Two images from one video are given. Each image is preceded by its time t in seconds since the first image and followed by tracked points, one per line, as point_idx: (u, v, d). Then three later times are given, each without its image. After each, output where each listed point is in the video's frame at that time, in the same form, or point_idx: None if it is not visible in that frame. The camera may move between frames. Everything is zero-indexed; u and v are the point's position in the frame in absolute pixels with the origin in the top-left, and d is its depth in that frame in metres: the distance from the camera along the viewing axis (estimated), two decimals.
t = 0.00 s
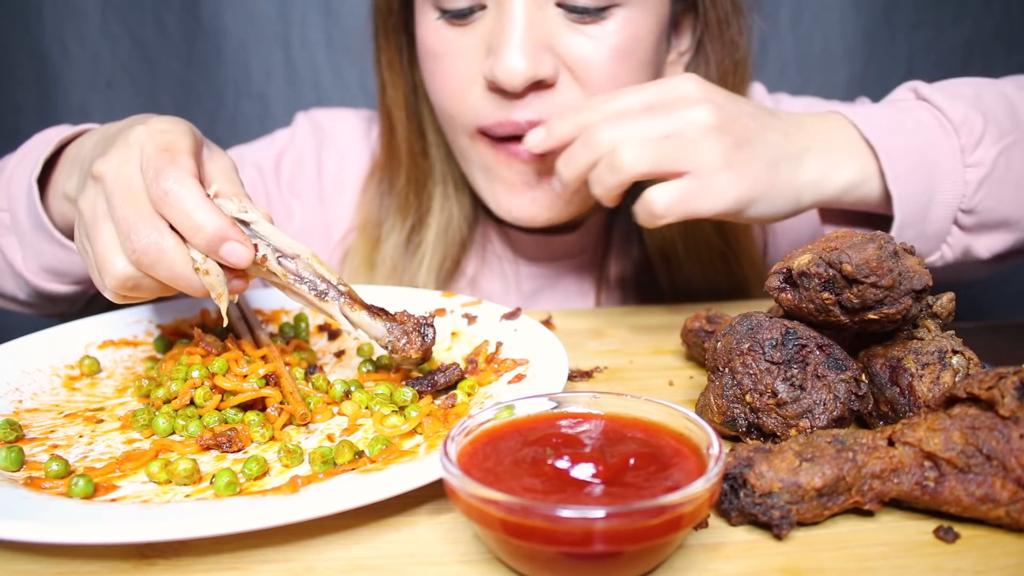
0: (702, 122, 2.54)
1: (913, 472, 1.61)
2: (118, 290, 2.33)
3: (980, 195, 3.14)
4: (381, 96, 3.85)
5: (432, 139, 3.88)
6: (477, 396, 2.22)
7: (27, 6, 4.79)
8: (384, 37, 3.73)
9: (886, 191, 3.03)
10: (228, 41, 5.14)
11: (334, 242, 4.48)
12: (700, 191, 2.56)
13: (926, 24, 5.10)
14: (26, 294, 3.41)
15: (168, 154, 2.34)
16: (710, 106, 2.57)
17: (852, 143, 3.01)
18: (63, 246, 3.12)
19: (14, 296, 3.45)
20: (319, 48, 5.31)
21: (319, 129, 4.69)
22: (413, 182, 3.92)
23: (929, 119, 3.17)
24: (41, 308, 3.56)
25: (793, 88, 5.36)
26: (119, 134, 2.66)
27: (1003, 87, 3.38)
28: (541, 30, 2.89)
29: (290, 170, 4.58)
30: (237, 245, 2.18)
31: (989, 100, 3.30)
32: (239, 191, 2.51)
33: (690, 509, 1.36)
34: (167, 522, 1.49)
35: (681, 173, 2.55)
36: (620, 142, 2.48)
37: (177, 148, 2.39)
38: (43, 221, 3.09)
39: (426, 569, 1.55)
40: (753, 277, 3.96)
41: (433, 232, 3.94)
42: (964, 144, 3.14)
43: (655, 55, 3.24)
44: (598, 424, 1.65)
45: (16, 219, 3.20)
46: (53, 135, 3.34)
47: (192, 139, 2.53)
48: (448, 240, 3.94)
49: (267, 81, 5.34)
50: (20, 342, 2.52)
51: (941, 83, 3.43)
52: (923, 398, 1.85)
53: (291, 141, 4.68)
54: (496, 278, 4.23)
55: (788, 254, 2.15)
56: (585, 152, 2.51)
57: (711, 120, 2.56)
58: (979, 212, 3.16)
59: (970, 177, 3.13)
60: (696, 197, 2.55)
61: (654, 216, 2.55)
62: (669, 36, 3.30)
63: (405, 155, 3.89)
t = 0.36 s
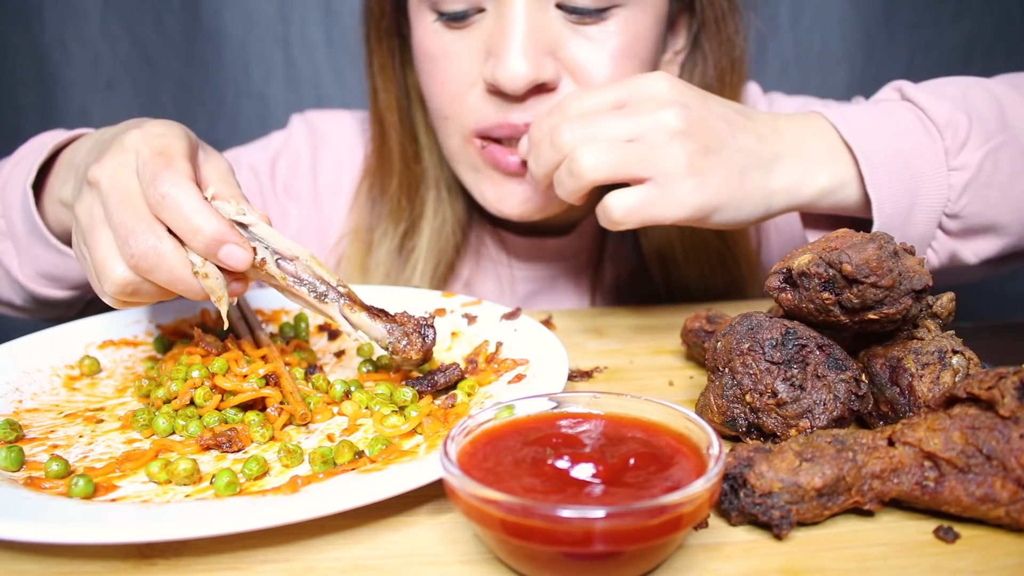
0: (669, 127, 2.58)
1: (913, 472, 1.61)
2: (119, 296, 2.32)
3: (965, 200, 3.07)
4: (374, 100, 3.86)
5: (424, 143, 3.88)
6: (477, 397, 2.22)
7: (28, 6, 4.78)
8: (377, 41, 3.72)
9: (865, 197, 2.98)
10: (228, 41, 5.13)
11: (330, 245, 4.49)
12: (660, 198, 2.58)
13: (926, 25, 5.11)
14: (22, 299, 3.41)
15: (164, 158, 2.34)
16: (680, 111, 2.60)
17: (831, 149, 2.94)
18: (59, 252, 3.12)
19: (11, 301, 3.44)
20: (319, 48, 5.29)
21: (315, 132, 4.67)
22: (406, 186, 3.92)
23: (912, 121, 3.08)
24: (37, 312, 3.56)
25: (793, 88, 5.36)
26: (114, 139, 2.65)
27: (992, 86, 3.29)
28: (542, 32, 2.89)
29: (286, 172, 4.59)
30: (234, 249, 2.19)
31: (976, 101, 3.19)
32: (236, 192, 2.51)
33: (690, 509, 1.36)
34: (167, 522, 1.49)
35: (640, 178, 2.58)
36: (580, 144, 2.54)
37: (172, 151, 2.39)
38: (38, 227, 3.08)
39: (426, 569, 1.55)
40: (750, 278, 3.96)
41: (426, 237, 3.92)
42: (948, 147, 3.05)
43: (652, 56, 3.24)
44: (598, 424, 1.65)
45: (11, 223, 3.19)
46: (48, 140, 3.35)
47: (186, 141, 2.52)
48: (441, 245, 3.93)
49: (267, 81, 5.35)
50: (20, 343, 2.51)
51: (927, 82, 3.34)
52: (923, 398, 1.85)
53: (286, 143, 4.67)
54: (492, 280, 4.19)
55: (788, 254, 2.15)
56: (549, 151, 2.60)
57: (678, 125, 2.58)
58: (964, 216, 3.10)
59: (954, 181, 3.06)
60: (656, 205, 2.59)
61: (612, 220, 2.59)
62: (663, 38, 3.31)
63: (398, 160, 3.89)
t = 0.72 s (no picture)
0: (662, 105, 2.58)
1: (913, 472, 1.61)
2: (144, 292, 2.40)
3: (954, 185, 3.04)
4: (375, 98, 3.89)
5: (424, 141, 3.88)
6: (477, 397, 2.22)
7: (28, 6, 4.81)
8: (379, 38, 3.74)
9: (853, 180, 2.95)
10: (228, 41, 5.13)
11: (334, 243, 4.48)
12: (660, 178, 2.57)
13: (927, 25, 5.12)
14: (32, 296, 3.40)
15: (181, 151, 2.37)
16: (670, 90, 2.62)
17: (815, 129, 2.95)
18: (73, 250, 3.13)
19: (20, 298, 3.42)
20: (319, 48, 5.30)
21: (317, 130, 4.69)
22: (407, 183, 3.92)
23: (900, 108, 3.08)
24: (45, 309, 3.56)
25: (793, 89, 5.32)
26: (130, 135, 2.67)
27: (981, 77, 3.29)
28: (540, 31, 2.90)
29: (290, 167, 4.60)
30: (255, 237, 2.17)
31: (964, 88, 3.21)
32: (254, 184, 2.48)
33: (690, 509, 1.36)
34: (167, 522, 1.49)
35: (639, 160, 2.56)
36: (578, 132, 2.51)
37: (189, 143, 2.42)
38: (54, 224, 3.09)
39: (426, 569, 1.55)
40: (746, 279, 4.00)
41: (427, 234, 3.92)
42: (936, 132, 3.05)
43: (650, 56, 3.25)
44: (598, 424, 1.65)
45: (27, 221, 3.19)
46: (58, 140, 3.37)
47: (203, 134, 2.55)
48: (442, 241, 3.93)
49: (267, 80, 5.34)
50: (19, 343, 2.51)
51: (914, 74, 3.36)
52: (923, 398, 1.85)
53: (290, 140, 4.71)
54: (492, 277, 4.19)
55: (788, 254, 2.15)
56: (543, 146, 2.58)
57: (671, 101, 2.60)
58: (955, 203, 3.05)
59: (942, 165, 3.04)
60: (657, 184, 2.57)
61: (617, 203, 2.57)
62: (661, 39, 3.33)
63: (399, 156, 3.89)
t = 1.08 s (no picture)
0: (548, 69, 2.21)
1: (913, 472, 1.61)
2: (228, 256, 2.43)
3: (888, 166, 2.68)
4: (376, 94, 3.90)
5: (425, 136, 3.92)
6: (477, 396, 2.22)
7: (28, 6, 4.85)
8: (379, 37, 3.79)
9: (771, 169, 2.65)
10: (228, 41, 5.13)
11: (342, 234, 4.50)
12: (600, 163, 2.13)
13: (926, 24, 5.13)
14: (68, 275, 3.40)
15: (255, 116, 2.33)
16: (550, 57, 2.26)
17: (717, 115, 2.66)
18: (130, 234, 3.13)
19: (54, 276, 3.44)
20: (319, 48, 5.30)
21: (331, 119, 4.72)
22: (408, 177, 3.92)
23: (820, 89, 2.77)
24: (77, 288, 3.58)
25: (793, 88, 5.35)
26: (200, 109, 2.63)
27: (913, 44, 2.92)
28: (529, 34, 2.98)
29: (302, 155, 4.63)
30: (332, 199, 2.13)
31: (893, 58, 2.82)
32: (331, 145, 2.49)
33: (690, 509, 1.36)
34: (168, 522, 1.49)
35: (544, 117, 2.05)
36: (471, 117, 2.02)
37: (261, 109, 2.39)
38: (114, 204, 3.06)
39: (426, 569, 1.55)
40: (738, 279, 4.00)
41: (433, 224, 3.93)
42: (861, 109, 2.72)
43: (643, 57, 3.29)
44: (598, 424, 1.65)
45: (80, 202, 3.21)
46: (108, 124, 3.38)
47: (275, 103, 2.52)
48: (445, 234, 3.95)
49: (267, 80, 5.30)
50: (19, 342, 2.51)
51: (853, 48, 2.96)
52: (923, 397, 1.85)
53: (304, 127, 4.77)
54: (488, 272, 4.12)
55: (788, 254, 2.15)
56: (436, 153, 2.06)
57: (559, 66, 2.24)
58: (892, 185, 2.69)
59: (871, 145, 2.68)
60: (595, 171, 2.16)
61: (535, 172, 1.98)
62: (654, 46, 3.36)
63: (400, 150, 3.90)
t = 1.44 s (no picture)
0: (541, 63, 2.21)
1: (913, 472, 1.61)
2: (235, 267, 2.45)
3: (874, 168, 2.67)
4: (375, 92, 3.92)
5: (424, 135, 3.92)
6: (477, 396, 2.21)
7: (28, 6, 4.86)
8: (377, 36, 3.80)
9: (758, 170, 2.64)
10: (228, 41, 5.12)
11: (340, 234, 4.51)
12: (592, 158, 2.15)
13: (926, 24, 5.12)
14: (74, 276, 3.40)
15: (248, 126, 2.31)
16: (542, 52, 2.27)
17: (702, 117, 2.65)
18: (136, 235, 3.13)
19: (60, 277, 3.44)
20: (319, 48, 5.28)
21: (331, 119, 4.72)
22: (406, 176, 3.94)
23: (807, 90, 2.76)
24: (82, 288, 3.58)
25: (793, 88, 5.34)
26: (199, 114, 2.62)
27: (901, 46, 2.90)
28: (523, 34, 2.98)
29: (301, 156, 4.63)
30: (330, 205, 2.12)
31: (880, 61, 2.80)
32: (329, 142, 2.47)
33: (690, 509, 1.36)
34: (168, 522, 1.49)
35: (534, 117, 2.05)
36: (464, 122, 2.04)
37: (254, 117, 2.35)
38: (122, 207, 3.05)
39: (426, 569, 1.55)
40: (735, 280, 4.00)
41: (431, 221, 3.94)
42: (848, 112, 2.71)
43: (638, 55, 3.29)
44: (598, 424, 1.65)
45: (86, 204, 3.21)
46: (114, 126, 3.39)
47: (266, 106, 2.48)
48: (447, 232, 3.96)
49: (267, 81, 5.30)
50: (19, 342, 2.51)
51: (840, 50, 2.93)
52: (923, 397, 1.85)
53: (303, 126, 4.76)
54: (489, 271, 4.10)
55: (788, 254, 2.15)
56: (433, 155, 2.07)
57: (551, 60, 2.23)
58: (879, 187, 2.68)
59: (859, 148, 2.68)
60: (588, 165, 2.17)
61: (523, 175, 2.00)
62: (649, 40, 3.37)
63: (399, 148, 3.92)
